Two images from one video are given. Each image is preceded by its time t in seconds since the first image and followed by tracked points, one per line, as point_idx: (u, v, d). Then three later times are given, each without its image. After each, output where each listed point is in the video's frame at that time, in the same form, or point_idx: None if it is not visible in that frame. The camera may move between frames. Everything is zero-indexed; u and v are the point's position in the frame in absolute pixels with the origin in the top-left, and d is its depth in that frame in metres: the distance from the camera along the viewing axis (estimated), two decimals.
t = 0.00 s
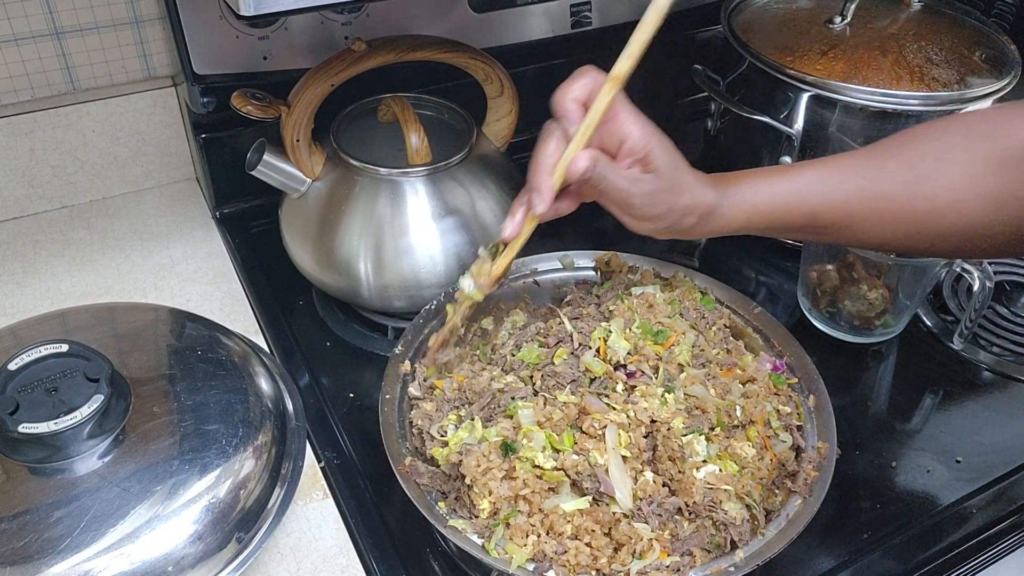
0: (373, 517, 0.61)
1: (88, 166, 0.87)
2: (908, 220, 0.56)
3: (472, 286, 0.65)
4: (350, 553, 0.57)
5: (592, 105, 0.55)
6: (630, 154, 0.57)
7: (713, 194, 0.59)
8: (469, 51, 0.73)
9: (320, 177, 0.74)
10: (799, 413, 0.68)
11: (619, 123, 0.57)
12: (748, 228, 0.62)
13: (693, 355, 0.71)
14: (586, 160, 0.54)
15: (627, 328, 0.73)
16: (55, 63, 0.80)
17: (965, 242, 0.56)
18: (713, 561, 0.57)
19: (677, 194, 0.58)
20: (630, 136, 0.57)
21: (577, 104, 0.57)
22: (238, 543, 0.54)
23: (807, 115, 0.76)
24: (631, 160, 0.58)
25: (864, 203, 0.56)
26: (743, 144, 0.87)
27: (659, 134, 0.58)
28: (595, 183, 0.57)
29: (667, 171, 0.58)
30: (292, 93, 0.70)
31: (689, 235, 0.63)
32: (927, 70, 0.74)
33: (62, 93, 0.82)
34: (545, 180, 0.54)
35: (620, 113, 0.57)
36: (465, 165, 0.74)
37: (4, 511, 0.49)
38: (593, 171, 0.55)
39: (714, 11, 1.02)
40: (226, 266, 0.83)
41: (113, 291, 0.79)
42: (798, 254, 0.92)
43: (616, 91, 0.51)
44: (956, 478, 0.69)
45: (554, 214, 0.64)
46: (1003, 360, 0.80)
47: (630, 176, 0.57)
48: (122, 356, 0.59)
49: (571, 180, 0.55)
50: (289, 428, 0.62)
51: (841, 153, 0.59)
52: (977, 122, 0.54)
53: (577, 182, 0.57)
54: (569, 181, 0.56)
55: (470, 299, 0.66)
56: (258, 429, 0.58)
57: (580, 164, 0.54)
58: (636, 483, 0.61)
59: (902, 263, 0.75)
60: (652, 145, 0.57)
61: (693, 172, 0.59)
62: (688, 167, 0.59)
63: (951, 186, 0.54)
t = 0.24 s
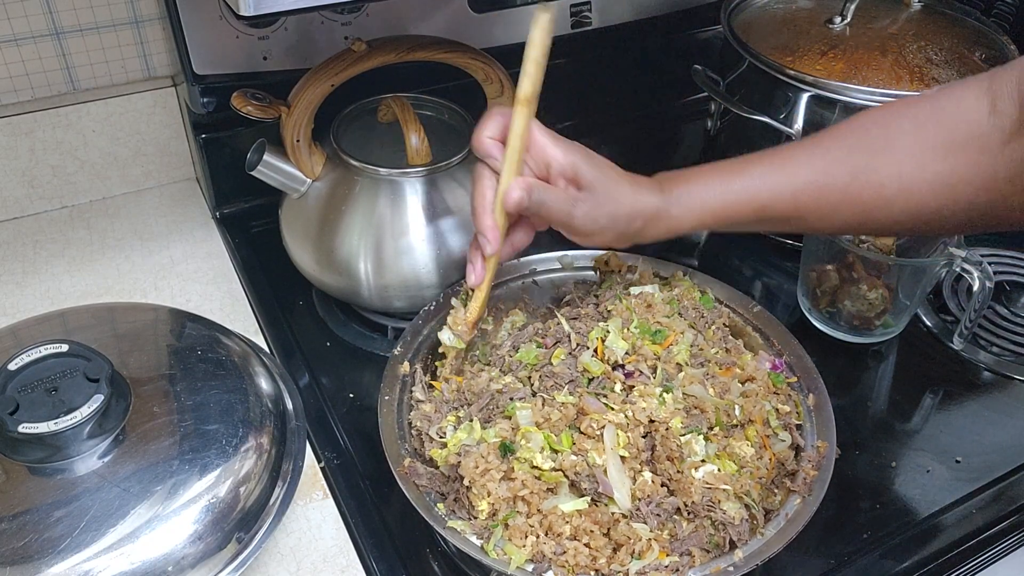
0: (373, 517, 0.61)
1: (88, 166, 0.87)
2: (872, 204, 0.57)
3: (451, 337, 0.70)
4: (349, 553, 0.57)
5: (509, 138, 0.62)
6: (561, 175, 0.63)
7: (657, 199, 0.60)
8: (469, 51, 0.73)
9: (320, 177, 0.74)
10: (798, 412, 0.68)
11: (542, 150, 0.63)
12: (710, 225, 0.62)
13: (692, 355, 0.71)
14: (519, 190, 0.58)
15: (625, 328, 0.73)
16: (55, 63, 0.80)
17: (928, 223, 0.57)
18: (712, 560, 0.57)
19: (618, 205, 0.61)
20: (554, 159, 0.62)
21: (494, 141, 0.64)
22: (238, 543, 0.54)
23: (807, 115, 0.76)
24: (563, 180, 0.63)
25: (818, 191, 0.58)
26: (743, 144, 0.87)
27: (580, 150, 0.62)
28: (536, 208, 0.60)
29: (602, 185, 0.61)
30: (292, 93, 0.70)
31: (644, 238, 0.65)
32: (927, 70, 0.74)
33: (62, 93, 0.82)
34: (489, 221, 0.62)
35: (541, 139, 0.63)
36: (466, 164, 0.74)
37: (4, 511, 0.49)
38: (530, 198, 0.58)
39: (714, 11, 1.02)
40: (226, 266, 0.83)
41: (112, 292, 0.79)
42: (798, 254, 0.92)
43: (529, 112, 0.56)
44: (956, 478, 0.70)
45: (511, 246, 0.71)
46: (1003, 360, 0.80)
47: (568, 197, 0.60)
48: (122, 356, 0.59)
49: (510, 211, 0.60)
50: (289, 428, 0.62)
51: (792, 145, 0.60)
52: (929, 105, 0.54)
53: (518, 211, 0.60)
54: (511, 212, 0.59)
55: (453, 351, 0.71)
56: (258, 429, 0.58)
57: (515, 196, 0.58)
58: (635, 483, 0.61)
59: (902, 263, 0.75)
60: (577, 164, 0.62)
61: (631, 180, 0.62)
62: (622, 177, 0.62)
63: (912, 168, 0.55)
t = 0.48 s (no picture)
0: (373, 517, 0.61)
1: (88, 166, 0.87)
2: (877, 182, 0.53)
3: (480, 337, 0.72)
4: (350, 553, 0.57)
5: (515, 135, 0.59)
6: (572, 159, 0.60)
7: (675, 170, 0.57)
8: (469, 51, 0.73)
9: (320, 177, 0.74)
10: (799, 413, 0.68)
11: (551, 137, 0.60)
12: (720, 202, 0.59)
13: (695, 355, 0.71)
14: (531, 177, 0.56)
15: (630, 329, 0.73)
16: (55, 63, 0.80)
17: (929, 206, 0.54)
18: (712, 561, 0.57)
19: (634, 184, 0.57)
20: (563, 145, 0.60)
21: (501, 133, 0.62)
22: (238, 543, 0.54)
23: (806, 114, 0.77)
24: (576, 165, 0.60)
25: (830, 166, 0.53)
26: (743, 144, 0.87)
27: (588, 133, 0.60)
28: (549, 197, 0.57)
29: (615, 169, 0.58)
30: (292, 93, 0.70)
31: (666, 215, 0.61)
32: (927, 70, 0.74)
33: (62, 93, 0.82)
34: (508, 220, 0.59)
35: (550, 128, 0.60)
36: (465, 164, 0.74)
37: (4, 511, 0.49)
38: (544, 187, 0.56)
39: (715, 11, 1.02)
40: (226, 266, 0.83)
41: (113, 292, 0.79)
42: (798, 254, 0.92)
43: (531, 101, 0.51)
44: (956, 478, 0.69)
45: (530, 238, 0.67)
46: (1003, 360, 0.80)
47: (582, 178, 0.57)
48: (122, 356, 0.59)
49: (524, 200, 0.57)
50: (289, 428, 0.62)
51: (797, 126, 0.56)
52: (943, 84, 0.51)
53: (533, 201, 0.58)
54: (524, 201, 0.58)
55: (487, 347, 0.73)
56: (258, 429, 0.58)
57: (529, 183, 0.56)
58: (636, 484, 0.61)
59: (902, 263, 0.75)
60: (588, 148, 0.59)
61: (646, 157, 0.58)
62: (637, 155, 0.59)
63: (923, 145, 0.51)
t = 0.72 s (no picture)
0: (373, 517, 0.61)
1: (88, 166, 0.87)
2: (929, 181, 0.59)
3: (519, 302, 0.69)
4: (350, 553, 0.57)
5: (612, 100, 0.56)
6: (657, 133, 0.61)
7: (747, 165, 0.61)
8: (469, 51, 0.73)
9: (320, 177, 0.74)
10: (807, 425, 0.68)
11: (642, 106, 0.61)
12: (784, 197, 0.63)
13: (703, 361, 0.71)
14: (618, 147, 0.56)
15: (638, 332, 0.73)
16: (55, 63, 0.80)
17: (971, 215, 0.61)
18: (710, 568, 0.58)
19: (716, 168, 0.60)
20: (654, 117, 0.61)
21: (597, 95, 0.61)
22: (238, 543, 0.54)
23: (807, 114, 0.77)
24: (659, 139, 0.61)
25: (891, 174, 0.60)
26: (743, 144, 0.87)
27: (681, 110, 0.61)
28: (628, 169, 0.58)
29: (697, 150, 0.60)
30: (292, 93, 0.70)
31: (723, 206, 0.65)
32: (927, 70, 0.74)
33: (62, 93, 0.82)
34: (581, 173, 0.56)
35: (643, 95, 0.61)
36: (465, 164, 0.74)
37: (4, 511, 0.49)
38: (624, 156, 0.57)
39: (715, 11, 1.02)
40: (227, 266, 0.83)
41: (112, 291, 0.79)
42: (798, 254, 0.92)
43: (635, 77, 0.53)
44: (956, 477, 0.69)
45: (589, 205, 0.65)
46: (1003, 360, 0.80)
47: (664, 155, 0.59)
48: (122, 356, 0.59)
49: (604, 169, 0.57)
50: (289, 428, 0.62)
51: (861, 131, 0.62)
52: (995, 104, 0.58)
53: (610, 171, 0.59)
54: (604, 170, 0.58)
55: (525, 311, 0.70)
56: (258, 430, 0.58)
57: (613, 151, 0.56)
58: (636, 486, 0.61)
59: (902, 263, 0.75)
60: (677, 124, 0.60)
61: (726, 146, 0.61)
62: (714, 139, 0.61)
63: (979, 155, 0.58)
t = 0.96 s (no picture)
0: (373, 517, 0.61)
1: (88, 166, 0.87)
2: (919, 199, 0.60)
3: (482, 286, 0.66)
4: (350, 553, 0.57)
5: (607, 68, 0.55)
6: (642, 117, 0.61)
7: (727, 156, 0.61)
8: (469, 51, 0.73)
9: (320, 177, 0.74)
10: (807, 425, 0.68)
11: (630, 89, 0.60)
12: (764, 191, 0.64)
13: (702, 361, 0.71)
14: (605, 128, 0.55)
15: (637, 332, 0.73)
16: (55, 63, 0.80)
17: (943, 218, 0.62)
18: (709, 568, 0.57)
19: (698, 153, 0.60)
20: (642, 100, 0.60)
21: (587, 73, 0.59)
22: (238, 543, 0.54)
23: (807, 114, 0.77)
24: (643, 123, 0.61)
25: (866, 171, 0.61)
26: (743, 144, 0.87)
27: (670, 96, 0.60)
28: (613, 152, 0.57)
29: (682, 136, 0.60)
30: (292, 93, 0.70)
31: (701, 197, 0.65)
32: (927, 70, 0.74)
33: (62, 93, 0.82)
34: (564, 153, 0.54)
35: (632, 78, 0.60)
36: (465, 164, 0.74)
37: (4, 511, 0.49)
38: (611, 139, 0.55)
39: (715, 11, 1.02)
40: (226, 266, 0.83)
41: (113, 291, 0.79)
42: (798, 254, 0.92)
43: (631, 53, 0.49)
44: (956, 478, 0.69)
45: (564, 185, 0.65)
46: (1003, 360, 0.80)
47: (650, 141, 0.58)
48: (122, 356, 0.59)
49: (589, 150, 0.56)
50: (289, 428, 0.62)
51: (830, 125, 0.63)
52: (980, 105, 0.58)
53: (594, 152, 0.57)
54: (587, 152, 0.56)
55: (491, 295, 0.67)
56: (258, 430, 0.58)
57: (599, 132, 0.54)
58: (636, 486, 0.61)
59: (902, 263, 0.75)
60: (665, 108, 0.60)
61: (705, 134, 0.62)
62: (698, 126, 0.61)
63: (956, 158, 0.58)
